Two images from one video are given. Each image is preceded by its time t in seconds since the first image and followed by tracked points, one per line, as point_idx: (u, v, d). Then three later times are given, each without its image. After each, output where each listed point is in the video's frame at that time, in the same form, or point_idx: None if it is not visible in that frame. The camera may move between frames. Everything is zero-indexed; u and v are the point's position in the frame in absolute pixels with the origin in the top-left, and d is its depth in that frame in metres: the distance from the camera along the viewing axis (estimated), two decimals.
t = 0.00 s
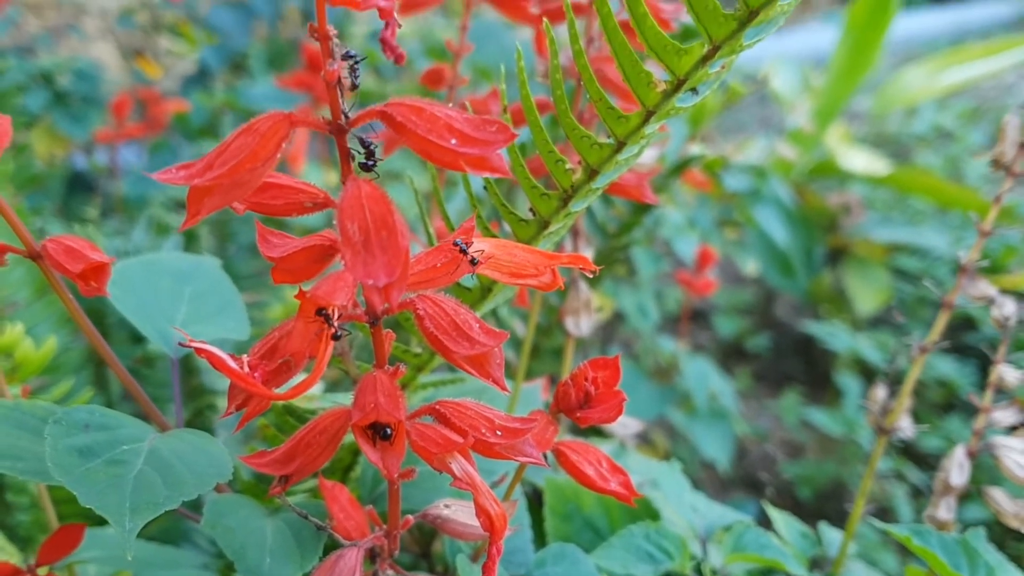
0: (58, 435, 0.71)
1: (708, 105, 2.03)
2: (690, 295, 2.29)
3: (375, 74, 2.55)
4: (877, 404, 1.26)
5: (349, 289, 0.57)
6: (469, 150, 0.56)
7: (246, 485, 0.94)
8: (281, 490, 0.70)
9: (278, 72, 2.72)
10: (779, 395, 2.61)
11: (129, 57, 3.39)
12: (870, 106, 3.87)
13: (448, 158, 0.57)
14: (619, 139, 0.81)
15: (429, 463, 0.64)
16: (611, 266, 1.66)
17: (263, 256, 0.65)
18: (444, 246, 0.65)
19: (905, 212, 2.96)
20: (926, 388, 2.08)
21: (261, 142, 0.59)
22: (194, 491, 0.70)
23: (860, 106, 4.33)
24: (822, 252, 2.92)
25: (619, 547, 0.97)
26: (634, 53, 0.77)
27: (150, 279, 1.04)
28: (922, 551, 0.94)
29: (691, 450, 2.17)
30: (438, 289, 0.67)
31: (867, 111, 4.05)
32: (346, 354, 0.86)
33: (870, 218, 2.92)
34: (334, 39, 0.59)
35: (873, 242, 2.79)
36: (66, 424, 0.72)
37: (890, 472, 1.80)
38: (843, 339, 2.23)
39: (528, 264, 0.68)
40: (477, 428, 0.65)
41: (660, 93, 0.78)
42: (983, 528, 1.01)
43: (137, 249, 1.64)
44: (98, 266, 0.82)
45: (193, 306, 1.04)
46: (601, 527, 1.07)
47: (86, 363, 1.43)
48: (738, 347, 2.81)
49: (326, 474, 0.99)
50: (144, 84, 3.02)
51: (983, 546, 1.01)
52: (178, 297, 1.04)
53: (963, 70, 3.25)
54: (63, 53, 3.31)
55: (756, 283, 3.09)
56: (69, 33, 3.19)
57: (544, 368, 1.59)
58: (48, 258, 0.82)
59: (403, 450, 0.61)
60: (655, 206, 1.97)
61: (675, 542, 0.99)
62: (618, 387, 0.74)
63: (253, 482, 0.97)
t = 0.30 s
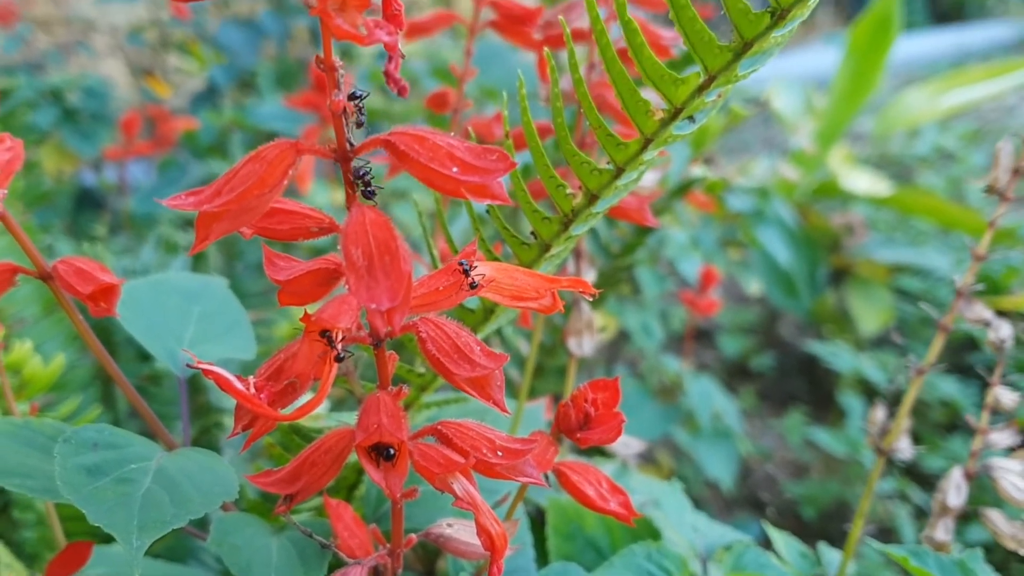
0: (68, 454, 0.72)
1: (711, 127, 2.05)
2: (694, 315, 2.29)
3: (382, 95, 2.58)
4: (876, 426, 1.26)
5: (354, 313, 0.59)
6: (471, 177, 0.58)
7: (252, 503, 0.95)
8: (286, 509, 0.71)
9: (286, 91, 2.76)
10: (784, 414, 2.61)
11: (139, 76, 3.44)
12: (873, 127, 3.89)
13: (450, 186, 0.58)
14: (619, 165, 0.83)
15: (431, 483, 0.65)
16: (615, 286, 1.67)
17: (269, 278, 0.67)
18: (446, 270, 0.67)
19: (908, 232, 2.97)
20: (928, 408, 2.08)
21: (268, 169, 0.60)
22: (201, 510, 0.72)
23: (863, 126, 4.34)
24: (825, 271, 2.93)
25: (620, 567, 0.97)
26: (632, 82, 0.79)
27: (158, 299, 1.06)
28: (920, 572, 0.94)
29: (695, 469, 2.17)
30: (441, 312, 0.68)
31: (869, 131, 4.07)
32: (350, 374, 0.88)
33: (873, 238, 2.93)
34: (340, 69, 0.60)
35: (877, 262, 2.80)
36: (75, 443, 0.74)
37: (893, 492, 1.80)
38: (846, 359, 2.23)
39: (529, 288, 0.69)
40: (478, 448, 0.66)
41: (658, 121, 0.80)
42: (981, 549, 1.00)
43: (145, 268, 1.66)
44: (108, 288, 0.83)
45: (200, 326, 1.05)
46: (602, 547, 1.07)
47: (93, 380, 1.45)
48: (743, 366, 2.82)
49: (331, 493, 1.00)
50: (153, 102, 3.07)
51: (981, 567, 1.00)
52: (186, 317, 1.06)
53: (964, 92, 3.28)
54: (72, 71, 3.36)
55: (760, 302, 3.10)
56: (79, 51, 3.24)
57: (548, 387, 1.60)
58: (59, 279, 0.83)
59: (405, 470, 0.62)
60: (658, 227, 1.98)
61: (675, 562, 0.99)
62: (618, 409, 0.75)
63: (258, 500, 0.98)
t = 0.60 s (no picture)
0: (75, 469, 0.74)
1: (713, 146, 2.07)
2: (698, 332, 2.30)
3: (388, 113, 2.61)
4: (875, 443, 1.27)
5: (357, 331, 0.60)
6: (471, 200, 0.59)
7: (257, 518, 0.96)
8: (290, 525, 0.72)
9: (293, 109, 2.79)
10: (788, 431, 2.61)
11: (149, 92, 3.49)
12: (876, 145, 3.91)
13: (451, 208, 0.60)
14: (618, 186, 0.84)
15: (433, 499, 0.66)
16: (618, 303, 1.68)
17: (274, 296, 0.68)
18: (448, 289, 0.68)
19: (911, 250, 2.98)
20: (932, 425, 2.08)
21: (275, 191, 0.61)
22: (206, 525, 0.73)
23: (866, 145, 4.36)
24: (829, 289, 2.94)
25: None
26: (630, 106, 0.81)
27: (166, 316, 1.07)
28: None
29: (700, 486, 2.17)
30: (442, 330, 0.69)
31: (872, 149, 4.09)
32: (355, 391, 0.90)
33: (876, 256, 2.95)
34: (345, 94, 0.62)
35: (880, 280, 2.80)
36: (83, 459, 0.75)
37: (896, 509, 1.79)
38: (850, 376, 2.23)
39: (529, 306, 0.71)
40: (479, 465, 0.67)
41: (655, 143, 0.81)
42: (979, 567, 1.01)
43: (153, 285, 1.68)
44: (116, 305, 0.84)
45: (207, 343, 1.07)
46: (604, 563, 1.08)
47: (101, 396, 1.46)
48: (747, 384, 2.82)
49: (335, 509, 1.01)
50: (163, 119, 3.12)
51: None
52: (194, 334, 1.07)
53: (965, 111, 3.30)
54: (84, 87, 3.42)
55: (764, 320, 3.10)
56: (90, 67, 3.29)
57: (552, 403, 1.61)
58: (68, 296, 0.84)
59: (407, 486, 0.63)
60: (661, 244, 2.00)
61: None
62: (617, 426, 0.76)
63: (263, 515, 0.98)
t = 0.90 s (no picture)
0: (87, 486, 0.75)
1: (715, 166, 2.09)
2: (701, 349, 2.31)
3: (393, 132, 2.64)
4: (874, 463, 1.28)
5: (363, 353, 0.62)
6: (475, 226, 0.61)
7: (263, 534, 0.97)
8: (297, 542, 0.73)
9: (298, 126, 2.82)
10: (791, 449, 2.61)
11: (155, 109, 3.54)
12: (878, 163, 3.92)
13: (455, 234, 0.62)
14: (619, 211, 0.86)
15: (437, 517, 0.68)
16: (620, 322, 1.70)
17: (283, 318, 0.70)
18: (452, 311, 0.69)
19: (914, 268, 2.99)
20: (934, 444, 2.08)
21: (285, 218, 0.63)
22: (215, 541, 0.74)
23: (870, 163, 4.38)
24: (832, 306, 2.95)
25: None
26: (632, 132, 0.83)
27: (175, 335, 1.09)
28: None
29: (702, 503, 2.17)
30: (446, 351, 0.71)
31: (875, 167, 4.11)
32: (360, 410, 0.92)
33: (880, 275, 2.97)
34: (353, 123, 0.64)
35: (883, 298, 2.81)
36: (94, 476, 0.77)
37: (898, 527, 1.80)
38: (852, 394, 2.24)
39: (532, 328, 0.72)
40: (483, 484, 0.68)
41: (656, 168, 0.84)
42: None
43: (160, 302, 1.70)
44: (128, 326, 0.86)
45: (215, 361, 1.09)
46: None
47: (106, 412, 1.48)
48: (750, 401, 2.82)
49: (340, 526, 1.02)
50: (169, 136, 3.15)
51: None
52: (202, 353, 1.09)
53: (967, 130, 3.32)
54: (89, 103, 3.47)
55: (767, 337, 3.11)
56: (96, 83, 3.34)
57: (554, 421, 1.62)
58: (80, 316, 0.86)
59: (412, 505, 0.65)
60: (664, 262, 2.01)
61: None
62: (618, 446, 0.77)
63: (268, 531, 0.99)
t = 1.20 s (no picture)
0: (98, 500, 0.76)
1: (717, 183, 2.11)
2: (702, 363, 2.32)
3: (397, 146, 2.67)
4: (875, 479, 1.29)
5: (372, 371, 0.63)
6: (483, 248, 0.63)
7: (269, 548, 0.97)
8: (304, 557, 0.75)
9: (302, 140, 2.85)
10: (792, 463, 2.61)
11: (159, 122, 3.57)
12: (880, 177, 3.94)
13: (464, 255, 0.63)
14: (623, 231, 0.88)
15: (443, 533, 0.69)
16: (623, 337, 1.71)
17: (292, 335, 0.71)
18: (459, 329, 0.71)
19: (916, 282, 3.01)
20: (935, 458, 2.09)
21: (297, 239, 0.65)
22: (224, 554, 0.76)
23: (873, 177, 4.40)
24: (834, 321, 2.95)
25: None
26: (636, 154, 0.85)
27: (183, 351, 1.11)
28: None
29: (704, 517, 2.17)
30: (453, 369, 0.72)
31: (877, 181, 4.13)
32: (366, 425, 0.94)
33: (882, 289, 2.99)
34: (364, 147, 0.66)
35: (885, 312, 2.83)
36: (105, 490, 0.78)
37: (899, 542, 1.80)
38: (854, 409, 2.24)
39: (537, 346, 0.74)
40: (488, 500, 0.69)
41: (660, 190, 0.85)
42: None
43: (166, 315, 1.72)
44: (139, 342, 0.87)
45: (223, 377, 1.10)
46: None
47: (110, 424, 1.49)
48: (752, 415, 2.83)
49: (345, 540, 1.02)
50: (173, 149, 3.18)
51: None
52: (210, 368, 1.11)
53: (970, 145, 3.34)
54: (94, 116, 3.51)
55: (768, 352, 3.12)
56: (100, 96, 3.38)
57: (557, 435, 1.63)
58: (92, 333, 0.87)
59: (419, 520, 0.66)
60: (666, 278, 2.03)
61: None
62: (621, 463, 0.78)
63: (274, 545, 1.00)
